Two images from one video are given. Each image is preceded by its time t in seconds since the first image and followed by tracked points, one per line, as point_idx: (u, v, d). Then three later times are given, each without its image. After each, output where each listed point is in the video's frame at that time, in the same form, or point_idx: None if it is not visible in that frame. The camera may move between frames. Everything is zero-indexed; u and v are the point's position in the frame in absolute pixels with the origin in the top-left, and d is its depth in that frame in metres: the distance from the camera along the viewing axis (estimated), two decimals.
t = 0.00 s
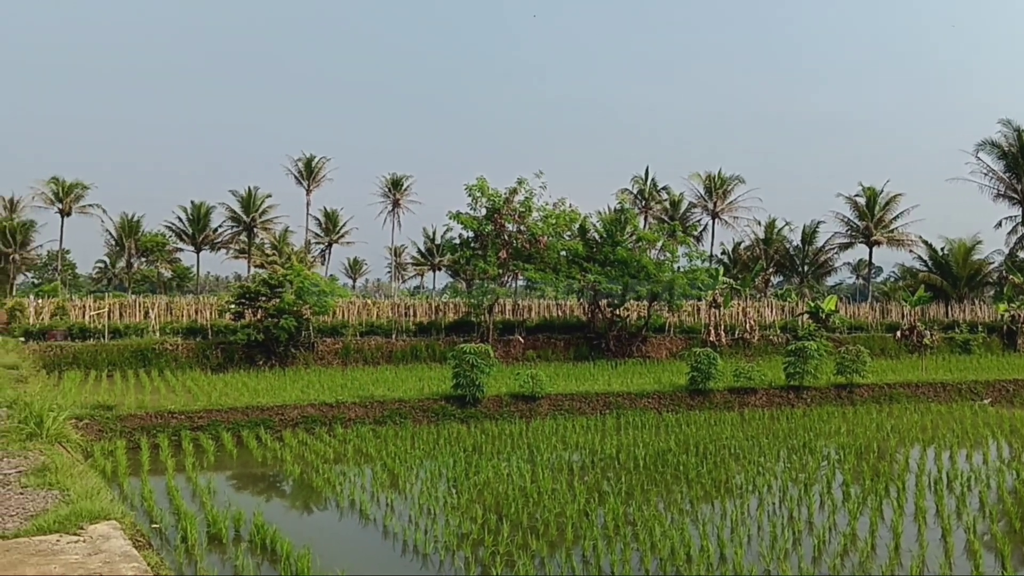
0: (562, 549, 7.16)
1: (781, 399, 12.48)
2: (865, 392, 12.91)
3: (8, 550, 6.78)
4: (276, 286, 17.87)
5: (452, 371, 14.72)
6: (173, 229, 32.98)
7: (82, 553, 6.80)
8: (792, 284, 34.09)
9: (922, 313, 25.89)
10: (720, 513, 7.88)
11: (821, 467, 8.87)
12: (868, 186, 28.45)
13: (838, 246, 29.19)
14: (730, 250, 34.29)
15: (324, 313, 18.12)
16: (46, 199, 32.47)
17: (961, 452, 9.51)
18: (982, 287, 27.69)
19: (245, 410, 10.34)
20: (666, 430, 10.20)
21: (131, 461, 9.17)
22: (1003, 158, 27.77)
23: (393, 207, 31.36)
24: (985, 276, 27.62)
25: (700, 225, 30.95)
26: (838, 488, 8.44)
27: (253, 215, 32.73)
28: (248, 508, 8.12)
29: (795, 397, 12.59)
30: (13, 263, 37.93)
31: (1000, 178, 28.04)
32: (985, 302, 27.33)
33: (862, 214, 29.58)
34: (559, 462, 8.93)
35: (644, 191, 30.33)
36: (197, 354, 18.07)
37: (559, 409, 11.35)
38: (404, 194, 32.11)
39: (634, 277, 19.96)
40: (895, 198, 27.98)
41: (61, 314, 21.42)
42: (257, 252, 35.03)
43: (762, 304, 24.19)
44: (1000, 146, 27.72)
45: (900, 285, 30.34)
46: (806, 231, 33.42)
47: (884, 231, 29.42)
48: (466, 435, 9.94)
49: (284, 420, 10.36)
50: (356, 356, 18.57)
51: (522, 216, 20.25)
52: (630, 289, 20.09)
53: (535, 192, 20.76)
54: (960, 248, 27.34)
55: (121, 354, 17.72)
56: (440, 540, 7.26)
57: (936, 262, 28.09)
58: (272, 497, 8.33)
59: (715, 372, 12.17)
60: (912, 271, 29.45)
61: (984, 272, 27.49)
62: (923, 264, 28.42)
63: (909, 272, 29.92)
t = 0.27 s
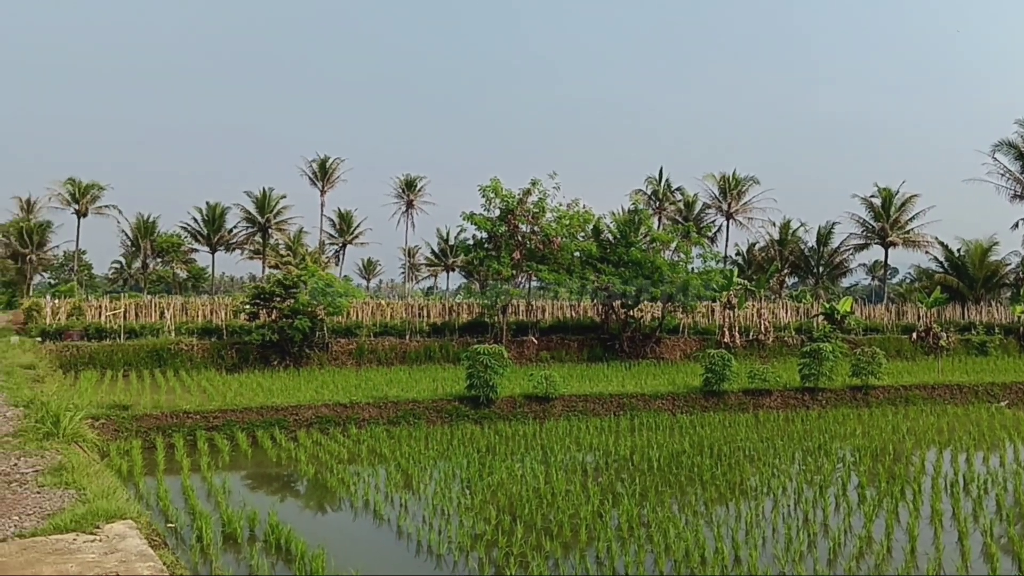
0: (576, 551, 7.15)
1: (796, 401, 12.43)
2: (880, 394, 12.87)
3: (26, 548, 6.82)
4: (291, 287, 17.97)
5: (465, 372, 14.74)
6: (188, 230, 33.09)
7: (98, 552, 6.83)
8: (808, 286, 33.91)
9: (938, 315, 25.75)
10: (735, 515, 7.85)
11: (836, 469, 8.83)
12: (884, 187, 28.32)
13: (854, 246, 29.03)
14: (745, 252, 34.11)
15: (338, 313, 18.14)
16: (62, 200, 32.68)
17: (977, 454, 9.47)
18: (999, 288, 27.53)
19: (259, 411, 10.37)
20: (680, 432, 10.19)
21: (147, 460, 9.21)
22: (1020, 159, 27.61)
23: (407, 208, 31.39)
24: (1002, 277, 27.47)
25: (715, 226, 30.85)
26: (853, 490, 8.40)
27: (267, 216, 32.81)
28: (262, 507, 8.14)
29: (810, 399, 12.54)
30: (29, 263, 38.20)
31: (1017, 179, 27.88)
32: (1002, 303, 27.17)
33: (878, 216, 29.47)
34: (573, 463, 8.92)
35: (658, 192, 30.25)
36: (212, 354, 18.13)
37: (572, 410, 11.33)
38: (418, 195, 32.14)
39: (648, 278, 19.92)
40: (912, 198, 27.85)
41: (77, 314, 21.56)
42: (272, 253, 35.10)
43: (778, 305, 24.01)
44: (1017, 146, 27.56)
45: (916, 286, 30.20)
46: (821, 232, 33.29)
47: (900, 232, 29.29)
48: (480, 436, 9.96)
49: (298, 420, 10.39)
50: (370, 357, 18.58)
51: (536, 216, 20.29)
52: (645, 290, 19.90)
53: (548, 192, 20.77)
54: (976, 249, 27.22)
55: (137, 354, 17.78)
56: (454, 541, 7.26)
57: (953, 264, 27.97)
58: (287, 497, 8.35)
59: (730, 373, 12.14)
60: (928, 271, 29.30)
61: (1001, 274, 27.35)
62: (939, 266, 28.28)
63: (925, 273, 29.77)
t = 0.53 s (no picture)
0: (588, 555, 7.13)
1: (809, 405, 12.38)
2: (894, 398, 12.82)
3: (41, 550, 6.84)
4: (304, 290, 18.14)
5: (477, 376, 14.75)
6: (202, 232, 33.21)
7: (112, 554, 6.84)
8: (821, 289, 33.78)
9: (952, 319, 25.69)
10: (747, 520, 7.83)
11: (850, 474, 8.80)
12: (898, 191, 28.22)
13: (868, 250, 28.91)
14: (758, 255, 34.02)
15: (350, 316, 18.19)
16: (76, 203, 32.90)
17: (991, 459, 9.42)
18: (1014, 292, 27.38)
19: (273, 413, 10.41)
20: (693, 436, 10.17)
21: (160, 462, 9.25)
22: None
23: (419, 211, 31.42)
24: (1017, 281, 27.31)
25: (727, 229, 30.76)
26: (867, 495, 8.37)
27: (280, 219, 32.89)
28: (275, 510, 8.16)
29: (823, 403, 12.49)
30: (44, 266, 38.45)
31: None
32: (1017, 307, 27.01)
33: (892, 219, 29.36)
34: (585, 466, 8.91)
35: (671, 195, 30.16)
36: (226, 357, 18.19)
37: (585, 414, 11.33)
38: (430, 198, 32.17)
39: (660, 282, 19.92)
40: (926, 202, 27.72)
41: (91, 317, 21.69)
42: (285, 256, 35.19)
43: (791, 309, 24.05)
44: None
45: (930, 290, 30.05)
46: (834, 236, 33.17)
47: (914, 236, 29.16)
48: (492, 440, 9.96)
49: (311, 423, 10.41)
50: (382, 360, 18.55)
51: (548, 220, 20.22)
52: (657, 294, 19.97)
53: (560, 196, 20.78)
54: (991, 253, 27.08)
55: (151, 357, 17.84)
56: (466, 544, 7.25)
57: (967, 268, 27.83)
58: (300, 500, 8.37)
59: (743, 377, 12.08)
60: (942, 275, 29.17)
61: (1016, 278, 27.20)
62: (954, 269, 28.14)
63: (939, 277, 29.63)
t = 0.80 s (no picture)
0: (601, 560, 7.11)
1: (823, 410, 12.33)
2: (908, 403, 12.76)
3: (55, 553, 6.86)
4: (316, 294, 18.26)
5: (489, 380, 14.74)
6: (216, 236, 33.33)
7: (126, 557, 6.86)
8: (834, 294, 33.66)
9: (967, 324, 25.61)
10: (761, 525, 7.79)
11: (864, 479, 8.76)
12: (912, 195, 28.14)
13: (881, 254, 28.80)
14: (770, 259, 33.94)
15: (363, 319, 18.22)
16: (91, 207, 33.11)
17: (1006, 465, 9.38)
18: None
19: (285, 417, 10.44)
20: (706, 441, 10.16)
21: (174, 466, 9.29)
22: None
23: (431, 215, 31.47)
24: None
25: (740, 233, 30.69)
26: (881, 500, 8.33)
27: (293, 223, 32.98)
28: (288, 514, 8.17)
29: (837, 408, 12.44)
30: (58, 270, 38.68)
31: None
32: None
33: (905, 223, 29.26)
34: (598, 471, 8.90)
35: (683, 199, 30.16)
36: (239, 360, 18.26)
37: (597, 418, 11.34)
38: (442, 202, 32.20)
39: (672, 286, 19.87)
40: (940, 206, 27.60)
41: (105, 320, 21.81)
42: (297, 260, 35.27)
43: (805, 313, 24.05)
44: None
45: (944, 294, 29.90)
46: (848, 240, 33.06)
47: (928, 240, 29.04)
48: (504, 444, 9.96)
49: (323, 427, 10.43)
50: (395, 364, 18.59)
51: (561, 224, 20.34)
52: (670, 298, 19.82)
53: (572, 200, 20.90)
54: (1006, 257, 26.94)
55: (165, 361, 17.97)
56: (478, 549, 7.24)
57: (982, 272, 27.70)
58: (312, 503, 8.38)
59: (756, 382, 12.06)
60: (957, 279, 29.04)
61: None
62: (968, 274, 28.02)
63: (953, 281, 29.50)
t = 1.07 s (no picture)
0: (615, 565, 7.09)
1: (837, 416, 12.29)
2: (923, 408, 12.71)
3: (70, 557, 6.88)
4: (329, 298, 18.27)
5: (501, 384, 14.71)
6: (230, 241, 33.45)
7: (141, 561, 6.88)
8: (849, 298, 33.53)
9: (982, 329, 25.51)
10: (775, 531, 7.77)
11: (878, 485, 8.73)
12: (927, 200, 28.01)
13: (895, 259, 28.71)
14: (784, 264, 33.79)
15: (376, 324, 18.29)
16: (106, 212, 33.29)
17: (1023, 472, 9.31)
18: None
19: (298, 421, 10.49)
20: (719, 447, 10.15)
21: (187, 470, 9.32)
22: None
23: (444, 220, 31.49)
24: None
25: (754, 238, 30.60)
26: (896, 506, 8.30)
27: (306, 228, 33.07)
28: (302, 518, 8.19)
29: (851, 413, 12.40)
30: (74, 274, 38.91)
31: None
32: None
33: (920, 228, 29.14)
34: (610, 476, 8.89)
35: (696, 203, 30.13)
36: (252, 365, 18.30)
37: (609, 423, 11.33)
38: (455, 207, 32.22)
39: (685, 290, 19.89)
40: (955, 210, 27.46)
41: (120, 324, 21.91)
42: (311, 264, 35.38)
43: (818, 318, 23.74)
44: None
45: (960, 299, 29.74)
46: (863, 244, 32.92)
47: (943, 245, 28.89)
48: (516, 448, 9.97)
49: (336, 431, 10.47)
50: (407, 368, 18.62)
51: (573, 228, 20.34)
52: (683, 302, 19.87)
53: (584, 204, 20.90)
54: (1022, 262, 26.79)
55: (179, 365, 17.97)
56: (491, 554, 7.23)
57: (997, 277, 27.55)
58: (325, 507, 8.40)
59: (770, 388, 11.99)
60: (972, 284, 28.88)
61: None
62: (983, 278, 27.85)
63: (968, 285, 29.32)
